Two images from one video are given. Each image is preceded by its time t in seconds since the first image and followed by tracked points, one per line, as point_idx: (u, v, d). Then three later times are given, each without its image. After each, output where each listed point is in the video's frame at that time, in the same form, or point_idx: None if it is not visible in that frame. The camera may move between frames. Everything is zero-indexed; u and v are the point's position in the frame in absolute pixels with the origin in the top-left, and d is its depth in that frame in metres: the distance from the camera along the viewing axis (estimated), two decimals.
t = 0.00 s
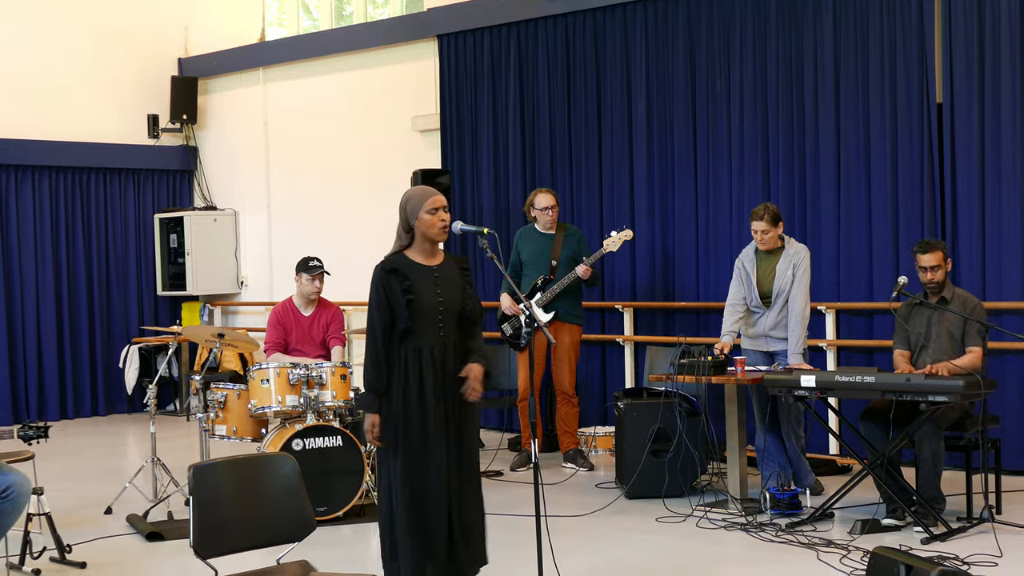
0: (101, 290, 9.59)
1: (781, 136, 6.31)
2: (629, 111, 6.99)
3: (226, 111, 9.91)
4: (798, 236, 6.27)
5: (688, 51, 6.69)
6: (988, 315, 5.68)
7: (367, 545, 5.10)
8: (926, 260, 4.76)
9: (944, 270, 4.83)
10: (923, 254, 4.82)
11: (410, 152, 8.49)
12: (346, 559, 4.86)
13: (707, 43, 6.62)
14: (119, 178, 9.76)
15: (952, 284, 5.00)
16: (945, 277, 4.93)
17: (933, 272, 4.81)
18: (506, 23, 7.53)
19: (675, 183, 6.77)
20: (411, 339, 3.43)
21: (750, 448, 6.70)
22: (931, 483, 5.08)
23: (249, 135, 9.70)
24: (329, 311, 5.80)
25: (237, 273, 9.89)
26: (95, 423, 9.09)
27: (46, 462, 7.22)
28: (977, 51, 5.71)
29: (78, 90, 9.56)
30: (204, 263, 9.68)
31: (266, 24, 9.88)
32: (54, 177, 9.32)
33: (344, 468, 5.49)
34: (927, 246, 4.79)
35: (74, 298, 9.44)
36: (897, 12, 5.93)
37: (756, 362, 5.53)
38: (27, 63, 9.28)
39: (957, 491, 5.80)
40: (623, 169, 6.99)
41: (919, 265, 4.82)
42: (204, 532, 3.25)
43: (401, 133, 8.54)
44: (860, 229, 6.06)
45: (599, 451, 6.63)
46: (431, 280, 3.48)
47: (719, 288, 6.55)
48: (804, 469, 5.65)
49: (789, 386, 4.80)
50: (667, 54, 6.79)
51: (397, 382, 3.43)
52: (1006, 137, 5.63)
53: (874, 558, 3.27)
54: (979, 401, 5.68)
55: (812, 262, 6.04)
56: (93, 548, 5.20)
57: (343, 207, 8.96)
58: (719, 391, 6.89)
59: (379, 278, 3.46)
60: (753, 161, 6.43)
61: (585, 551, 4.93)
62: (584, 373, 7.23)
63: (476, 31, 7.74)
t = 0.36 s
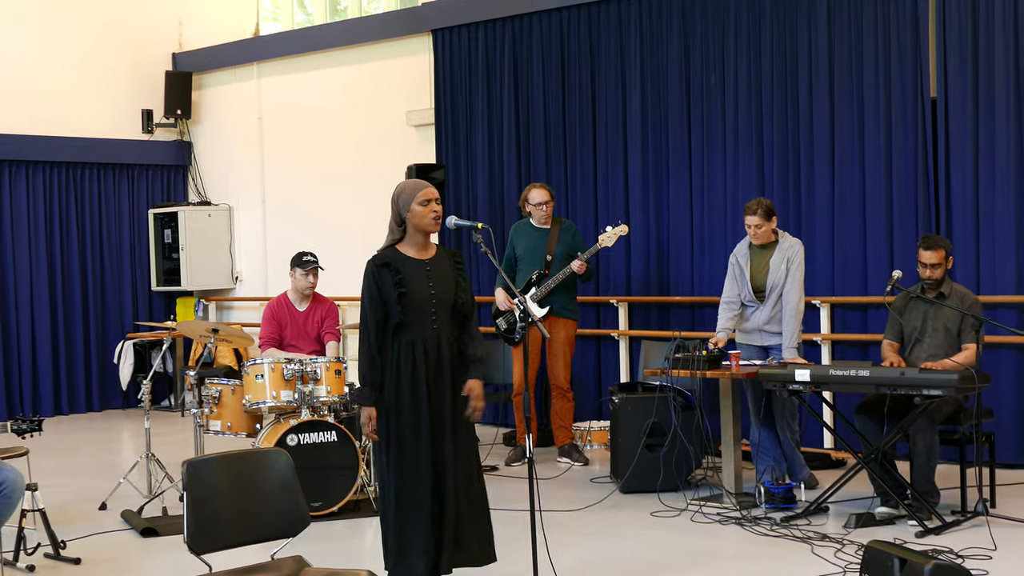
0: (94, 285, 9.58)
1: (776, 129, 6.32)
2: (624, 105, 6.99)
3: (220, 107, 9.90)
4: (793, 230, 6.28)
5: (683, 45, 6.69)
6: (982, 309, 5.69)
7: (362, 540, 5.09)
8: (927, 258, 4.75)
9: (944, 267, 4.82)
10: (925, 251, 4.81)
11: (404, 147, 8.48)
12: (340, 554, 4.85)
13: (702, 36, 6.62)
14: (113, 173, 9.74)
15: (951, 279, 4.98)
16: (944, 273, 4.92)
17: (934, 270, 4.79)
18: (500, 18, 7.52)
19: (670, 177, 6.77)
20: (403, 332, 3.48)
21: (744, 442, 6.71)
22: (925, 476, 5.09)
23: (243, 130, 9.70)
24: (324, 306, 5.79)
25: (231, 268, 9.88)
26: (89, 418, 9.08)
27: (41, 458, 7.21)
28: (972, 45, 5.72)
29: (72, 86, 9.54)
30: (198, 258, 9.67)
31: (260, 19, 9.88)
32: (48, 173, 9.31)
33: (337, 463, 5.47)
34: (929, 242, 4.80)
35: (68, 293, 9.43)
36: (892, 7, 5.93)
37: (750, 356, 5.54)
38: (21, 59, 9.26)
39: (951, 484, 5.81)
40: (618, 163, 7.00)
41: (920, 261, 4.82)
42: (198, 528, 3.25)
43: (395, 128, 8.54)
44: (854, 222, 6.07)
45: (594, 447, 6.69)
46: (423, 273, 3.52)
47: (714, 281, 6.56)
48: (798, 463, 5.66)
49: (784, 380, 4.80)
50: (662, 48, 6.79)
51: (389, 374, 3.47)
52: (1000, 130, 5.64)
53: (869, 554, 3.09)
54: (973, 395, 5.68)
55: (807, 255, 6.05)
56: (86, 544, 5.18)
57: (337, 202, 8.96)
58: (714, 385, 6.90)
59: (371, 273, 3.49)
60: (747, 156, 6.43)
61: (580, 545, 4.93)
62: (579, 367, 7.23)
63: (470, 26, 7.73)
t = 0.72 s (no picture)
0: (79, 279, 9.56)
1: (762, 124, 6.33)
2: (610, 99, 7.00)
3: (206, 101, 9.88)
4: (779, 224, 6.30)
5: (669, 39, 6.70)
6: (966, 303, 5.71)
7: (347, 534, 5.09)
8: (905, 251, 4.77)
9: (922, 260, 4.86)
10: (904, 243, 4.81)
11: (390, 142, 8.48)
12: (325, 548, 4.85)
13: (688, 31, 6.63)
14: (98, 167, 9.72)
15: (929, 272, 5.00)
16: (921, 266, 4.95)
17: (912, 262, 4.83)
18: (487, 12, 7.52)
19: (655, 171, 6.78)
20: (389, 329, 3.50)
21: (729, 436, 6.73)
22: (909, 470, 5.12)
23: (229, 124, 9.68)
24: (309, 300, 5.77)
25: (216, 262, 9.85)
26: (73, 413, 9.06)
27: (25, 452, 7.18)
28: (956, 39, 5.74)
29: (57, 81, 9.52)
30: (183, 252, 9.65)
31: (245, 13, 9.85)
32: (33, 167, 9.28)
33: (323, 458, 5.47)
34: (906, 235, 4.83)
35: (52, 288, 9.41)
36: (877, 3, 5.95)
37: (736, 351, 5.55)
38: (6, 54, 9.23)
39: (935, 478, 5.83)
40: (604, 158, 7.01)
41: (898, 254, 4.85)
42: (182, 522, 3.24)
43: (380, 123, 8.53)
44: (840, 216, 6.09)
45: (579, 441, 6.64)
46: (413, 271, 3.52)
47: (700, 275, 6.57)
48: (783, 456, 5.67)
49: (768, 374, 4.81)
50: (648, 42, 6.80)
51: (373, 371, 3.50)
52: (984, 124, 5.67)
53: (854, 546, 3.08)
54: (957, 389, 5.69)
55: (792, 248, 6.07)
56: (70, 538, 5.17)
57: (323, 196, 8.95)
58: (699, 379, 6.91)
59: (361, 269, 3.52)
60: (733, 150, 6.45)
61: (564, 539, 4.94)
62: (565, 360, 7.23)
63: (456, 20, 7.73)
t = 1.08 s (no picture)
0: (59, 274, 9.54)
1: (743, 121, 6.34)
2: (591, 95, 7.00)
3: (188, 96, 9.86)
4: (760, 220, 6.31)
5: (650, 35, 6.70)
6: (945, 300, 5.73)
7: (328, 530, 5.08)
8: (872, 245, 4.82)
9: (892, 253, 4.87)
10: (870, 240, 4.86)
11: (372, 137, 8.47)
12: (306, 544, 4.84)
13: (670, 27, 6.63)
14: (79, 161, 9.70)
15: (902, 268, 5.02)
16: (894, 261, 4.95)
17: (881, 257, 4.84)
18: (468, 8, 7.52)
19: (637, 166, 6.78)
20: (373, 321, 3.50)
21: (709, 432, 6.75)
22: (890, 466, 5.11)
23: (211, 119, 9.66)
24: (290, 295, 5.77)
25: (198, 257, 9.85)
26: (54, 407, 9.04)
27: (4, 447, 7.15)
28: (937, 36, 5.75)
29: (38, 75, 9.50)
30: (164, 247, 9.64)
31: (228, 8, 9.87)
32: (13, 160, 9.24)
33: (304, 453, 5.47)
34: (873, 231, 4.85)
35: (33, 282, 9.37)
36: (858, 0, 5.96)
37: (716, 347, 5.56)
38: None
39: (915, 474, 5.85)
40: (586, 154, 7.01)
41: (867, 250, 4.88)
42: (163, 518, 3.23)
43: (362, 118, 8.52)
44: (820, 212, 6.10)
45: (561, 436, 6.71)
46: (394, 263, 3.54)
47: (680, 271, 6.59)
48: (764, 453, 5.64)
49: (749, 370, 4.81)
50: (630, 38, 6.80)
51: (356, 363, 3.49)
52: (965, 120, 5.68)
53: (835, 542, 3.02)
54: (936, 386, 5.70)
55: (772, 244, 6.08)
56: (50, 533, 5.16)
57: (305, 190, 8.93)
58: (679, 375, 6.93)
59: (343, 261, 3.52)
60: (714, 147, 6.45)
61: (545, 534, 4.94)
62: (546, 356, 7.24)
63: (438, 15, 7.72)
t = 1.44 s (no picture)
0: (49, 270, 9.53)
1: (733, 119, 6.33)
2: (582, 92, 6.99)
3: (177, 92, 9.83)
4: (750, 217, 6.31)
5: (641, 33, 6.70)
6: (936, 298, 5.74)
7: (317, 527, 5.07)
8: (863, 245, 4.77)
9: (882, 250, 4.84)
10: (862, 237, 4.83)
11: (363, 134, 8.45)
12: (295, 541, 4.83)
13: (661, 26, 6.62)
14: (68, 157, 9.68)
15: (892, 265, 5.01)
16: (886, 259, 4.93)
17: (873, 254, 4.81)
18: (459, 5, 7.51)
19: (628, 163, 6.78)
20: (365, 321, 3.47)
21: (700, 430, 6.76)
22: (880, 465, 5.13)
23: (202, 115, 9.64)
24: (280, 291, 5.75)
25: (188, 253, 9.83)
26: (44, 404, 9.03)
27: None
28: (927, 34, 5.75)
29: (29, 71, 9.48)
30: (154, 243, 9.62)
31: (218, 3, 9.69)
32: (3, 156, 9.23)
33: (294, 450, 5.45)
34: (863, 229, 4.82)
35: (22, 279, 9.36)
36: None
37: (707, 344, 5.54)
38: None
39: (906, 472, 5.84)
40: (576, 150, 7.00)
41: (857, 248, 4.84)
42: (154, 516, 3.21)
43: (353, 114, 8.51)
44: (810, 209, 6.11)
45: (551, 434, 6.70)
46: (383, 260, 3.52)
47: (671, 270, 6.58)
48: (754, 450, 5.65)
49: (740, 367, 4.78)
50: (620, 36, 6.80)
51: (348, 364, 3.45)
52: (955, 116, 5.68)
53: (824, 540, 3.02)
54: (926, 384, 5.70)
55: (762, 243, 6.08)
56: (39, 530, 5.15)
57: (296, 187, 8.92)
58: (670, 373, 6.94)
59: (334, 259, 3.44)
60: (705, 146, 6.44)
61: (534, 532, 4.93)
62: (536, 354, 7.24)
63: (428, 13, 7.71)
